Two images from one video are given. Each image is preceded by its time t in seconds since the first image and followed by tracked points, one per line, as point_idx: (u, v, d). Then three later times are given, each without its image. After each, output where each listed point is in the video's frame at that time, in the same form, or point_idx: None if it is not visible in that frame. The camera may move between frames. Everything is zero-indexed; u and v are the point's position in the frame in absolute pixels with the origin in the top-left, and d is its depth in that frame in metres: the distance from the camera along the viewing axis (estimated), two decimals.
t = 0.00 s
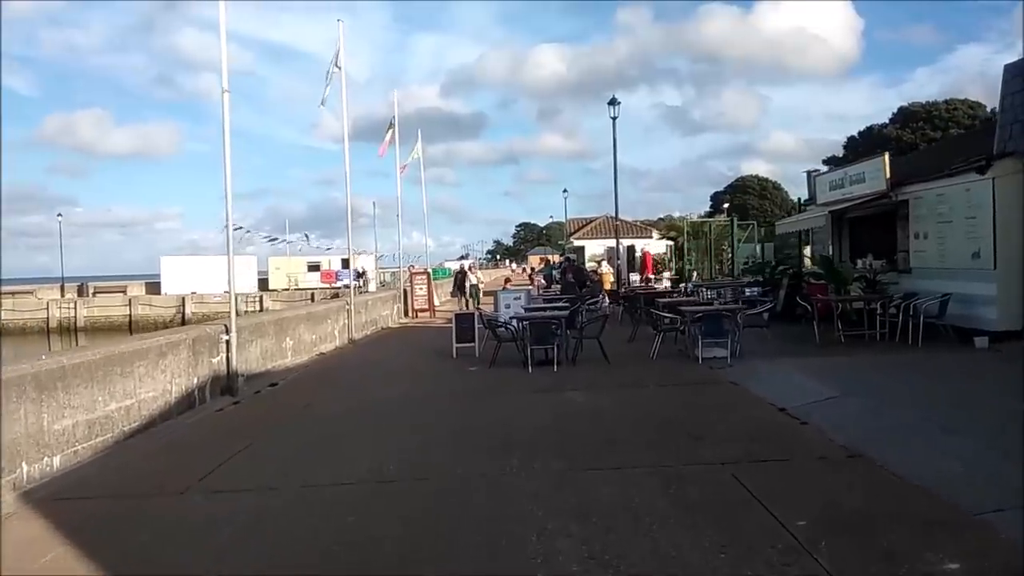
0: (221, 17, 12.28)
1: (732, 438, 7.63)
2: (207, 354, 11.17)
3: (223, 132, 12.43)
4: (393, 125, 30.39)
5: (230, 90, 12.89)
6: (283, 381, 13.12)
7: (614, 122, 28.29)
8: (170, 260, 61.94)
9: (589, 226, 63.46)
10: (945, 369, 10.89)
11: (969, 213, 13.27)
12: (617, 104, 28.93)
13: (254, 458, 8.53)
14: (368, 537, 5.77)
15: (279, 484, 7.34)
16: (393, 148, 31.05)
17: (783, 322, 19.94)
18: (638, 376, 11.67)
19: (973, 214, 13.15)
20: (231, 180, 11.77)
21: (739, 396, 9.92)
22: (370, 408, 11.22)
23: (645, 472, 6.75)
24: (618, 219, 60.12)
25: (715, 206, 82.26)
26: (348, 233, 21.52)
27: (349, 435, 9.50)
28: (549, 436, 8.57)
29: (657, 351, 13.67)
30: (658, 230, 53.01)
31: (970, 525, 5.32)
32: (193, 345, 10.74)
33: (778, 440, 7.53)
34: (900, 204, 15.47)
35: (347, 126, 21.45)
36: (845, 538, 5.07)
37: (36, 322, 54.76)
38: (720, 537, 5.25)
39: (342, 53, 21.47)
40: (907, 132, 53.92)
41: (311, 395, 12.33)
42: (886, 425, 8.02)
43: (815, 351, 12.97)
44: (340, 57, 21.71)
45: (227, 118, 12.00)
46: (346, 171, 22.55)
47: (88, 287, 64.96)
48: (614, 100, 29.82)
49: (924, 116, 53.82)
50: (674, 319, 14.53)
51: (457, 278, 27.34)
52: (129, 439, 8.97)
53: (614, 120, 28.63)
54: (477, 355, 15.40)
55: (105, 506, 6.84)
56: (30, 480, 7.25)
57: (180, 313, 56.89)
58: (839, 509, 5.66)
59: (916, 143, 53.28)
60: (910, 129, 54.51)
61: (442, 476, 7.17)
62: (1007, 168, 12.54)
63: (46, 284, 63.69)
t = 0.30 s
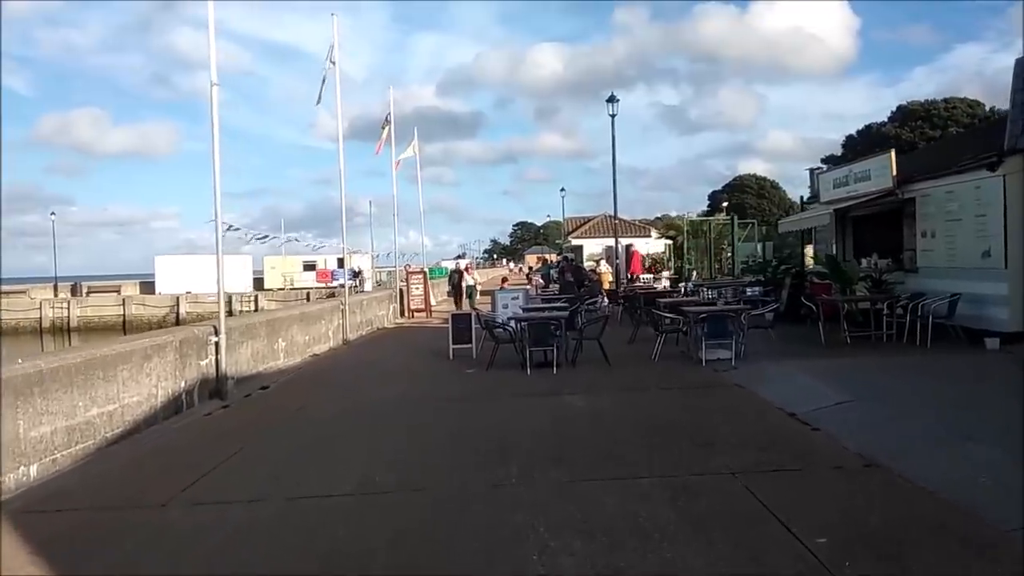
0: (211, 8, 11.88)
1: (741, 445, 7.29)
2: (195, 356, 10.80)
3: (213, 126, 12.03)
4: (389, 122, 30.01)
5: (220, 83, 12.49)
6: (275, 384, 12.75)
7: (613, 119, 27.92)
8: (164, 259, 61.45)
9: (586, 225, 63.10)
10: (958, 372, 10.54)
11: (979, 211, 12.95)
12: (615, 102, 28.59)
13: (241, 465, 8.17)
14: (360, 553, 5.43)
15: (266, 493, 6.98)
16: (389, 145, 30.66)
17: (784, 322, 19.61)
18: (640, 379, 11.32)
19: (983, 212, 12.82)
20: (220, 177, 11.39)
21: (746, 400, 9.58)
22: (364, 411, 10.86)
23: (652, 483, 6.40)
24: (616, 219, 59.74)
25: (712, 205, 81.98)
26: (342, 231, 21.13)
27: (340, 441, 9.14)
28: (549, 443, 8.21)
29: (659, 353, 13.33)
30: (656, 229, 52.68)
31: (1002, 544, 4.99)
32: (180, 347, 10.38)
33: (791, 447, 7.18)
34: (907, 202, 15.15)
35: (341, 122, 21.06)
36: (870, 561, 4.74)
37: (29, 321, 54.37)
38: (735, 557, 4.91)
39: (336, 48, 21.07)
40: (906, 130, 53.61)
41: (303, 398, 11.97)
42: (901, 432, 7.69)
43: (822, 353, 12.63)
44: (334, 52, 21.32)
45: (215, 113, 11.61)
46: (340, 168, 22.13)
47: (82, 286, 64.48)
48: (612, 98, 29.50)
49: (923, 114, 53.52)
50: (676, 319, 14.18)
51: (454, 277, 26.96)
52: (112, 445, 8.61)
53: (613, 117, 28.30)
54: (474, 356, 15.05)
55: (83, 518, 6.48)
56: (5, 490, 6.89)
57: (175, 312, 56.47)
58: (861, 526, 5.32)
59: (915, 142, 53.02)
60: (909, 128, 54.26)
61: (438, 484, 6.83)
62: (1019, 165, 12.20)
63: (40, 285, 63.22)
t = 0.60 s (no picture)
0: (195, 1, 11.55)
1: (744, 453, 7.01)
2: (178, 359, 10.48)
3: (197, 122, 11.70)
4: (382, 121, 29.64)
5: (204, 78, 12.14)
6: (262, 387, 12.42)
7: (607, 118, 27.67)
8: (157, 258, 60.80)
9: (581, 224, 62.83)
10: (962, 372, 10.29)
11: (983, 210, 12.69)
12: (611, 101, 28.30)
13: (222, 473, 7.85)
14: (342, 571, 5.12)
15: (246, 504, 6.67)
16: (382, 144, 30.30)
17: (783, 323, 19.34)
18: (638, 382, 11.04)
19: (987, 211, 12.57)
20: (204, 174, 11.06)
21: (747, 405, 9.29)
22: (353, 416, 10.56)
23: (652, 494, 6.11)
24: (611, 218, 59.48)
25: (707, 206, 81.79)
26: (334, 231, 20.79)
27: (326, 448, 8.83)
28: (544, 451, 7.92)
29: (656, 355, 13.04)
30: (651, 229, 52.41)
31: None
32: (163, 349, 10.07)
33: (796, 456, 6.90)
34: (908, 201, 14.89)
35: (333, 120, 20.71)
36: None
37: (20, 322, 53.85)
38: None
39: (327, 45, 20.74)
40: (901, 130, 53.44)
41: (290, 401, 11.66)
42: (909, 438, 7.41)
43: (823, 356, 12.35)
44: (325, 49, 20.98)
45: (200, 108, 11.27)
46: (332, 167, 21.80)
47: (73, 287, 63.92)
48: (607, 96, 29.22)
49: (917, 113, 53.40)
50: (673, 321, 13.89)
51: (448, 278, 26.63)
52: (89, 452, 8.29)
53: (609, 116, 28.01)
54: (467, 358, 14.75)
55: (52, 531, 6.17)
56: None
57: (167, 313, 56.02)
58: (873, 542, 5.04)
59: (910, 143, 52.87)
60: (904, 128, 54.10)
61: (427, 494, 6.53)
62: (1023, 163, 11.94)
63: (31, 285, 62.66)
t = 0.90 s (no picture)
0: None
1: (753, 463, 6.68)
2: (165, 362, 10.14)
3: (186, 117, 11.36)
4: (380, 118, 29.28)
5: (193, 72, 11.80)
6: (253, 390, 12.08)
7: (607, 117, 27.36)
8: (153, 258, 60.50)
9: (580, 224, 62.49)
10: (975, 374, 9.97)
11: (994, 209, 12.37)
12: (611, 98, 27.97)
13: (206, 483, 7.51)
14: None
15: (228, 517, 6.35)
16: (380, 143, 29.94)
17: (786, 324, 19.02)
18: (639, 385, 10.71)
19: (998, 209, 12.26)
20: (193, 170, 10.73)
21: (754, 411, 8.96)
22: (345, 420, 10.22)
23: (656, 508, 5.79)
24: (610, 218, 59.14)
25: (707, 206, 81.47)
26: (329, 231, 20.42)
27: (316, 454, 8.49)
28: (544, 460, 7.59)
29: (658, 357, 12.71)
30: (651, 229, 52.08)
31: None
32: (149, 351, 9.74)
33: (809, 467, 6.57)
34: (915, 200, 14.58)
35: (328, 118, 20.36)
36: None
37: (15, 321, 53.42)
38: None
39: (323, 41, 20.40)
40: (901, 130, 53.14)
41: (281, 405, 11.32)
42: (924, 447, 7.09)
43: (830, 358, 12.04)
44: (321, 45, 20.63)
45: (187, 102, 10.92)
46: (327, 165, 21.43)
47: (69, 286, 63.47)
48: (606, 94, 28.91)
49: (918, 113, 53.07)
50: (675, 322, 13.56)
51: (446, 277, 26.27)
52: (69, 460, 7.97)
53: (608, 114, 27.66)
54: (465, 360, 14.41)
55: (21, 546, 5.83)
56: None
57: (164, 312, 55.63)
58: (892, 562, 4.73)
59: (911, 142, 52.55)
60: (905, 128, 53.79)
61: (419, 506, 6.22)
62: None
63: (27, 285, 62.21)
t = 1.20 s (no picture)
0: None
1: (772, 473, 6.28)
2: (155, 364, 9.76)
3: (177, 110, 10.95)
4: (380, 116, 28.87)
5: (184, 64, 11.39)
6: (247, 393, 11.69)
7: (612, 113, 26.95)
8: (154, 257, 60.23)
9: (582, 223, 62.07)
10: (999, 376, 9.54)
11: (1011, 204, 11.38)
12: (614, 95, 27.57)
13: (193, 492, 7.13)
14: None
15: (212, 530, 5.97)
16: (381, 140, 29.53)
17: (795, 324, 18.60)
18: (648, 388, 10.31)
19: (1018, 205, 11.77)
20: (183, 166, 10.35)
21: (770, 415, 8.54)
22: (342, 424, 9.83)
23: (671, 522, 5.39)
24: (613, 217, 58.74)
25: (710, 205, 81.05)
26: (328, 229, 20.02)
27: (310, 462, 8.09)
28: (549, 468, 7.18)
29: (666, 358, 12.30)
30: (654, 228, 51.68)
31: None
32: (137, 353, 9.36)
33: (834, 477, 6.17)
34: (930, 196, 14.17)
35: (327, 113, 19.95)
36: None
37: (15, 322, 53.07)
38: None
39: (321, 36, 19.97)
40: (906, 129, 52.68)
41: (275, 408, 10.93)
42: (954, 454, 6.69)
43: (844, 360, 11.61)
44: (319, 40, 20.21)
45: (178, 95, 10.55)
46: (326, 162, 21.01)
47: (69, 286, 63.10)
48: (609, 91, 28.54)
49: (923, 111, 52.56)
50: (683, 322, 13.15)
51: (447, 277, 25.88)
52: (49, 467, 7.59)
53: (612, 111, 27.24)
54: (466, 361, 14.02)
55: None
56: None
57: (164, 312, 55.28)
58: None
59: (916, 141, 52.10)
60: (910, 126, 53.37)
61: (415, 519, 5.82)
62: None
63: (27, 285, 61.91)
